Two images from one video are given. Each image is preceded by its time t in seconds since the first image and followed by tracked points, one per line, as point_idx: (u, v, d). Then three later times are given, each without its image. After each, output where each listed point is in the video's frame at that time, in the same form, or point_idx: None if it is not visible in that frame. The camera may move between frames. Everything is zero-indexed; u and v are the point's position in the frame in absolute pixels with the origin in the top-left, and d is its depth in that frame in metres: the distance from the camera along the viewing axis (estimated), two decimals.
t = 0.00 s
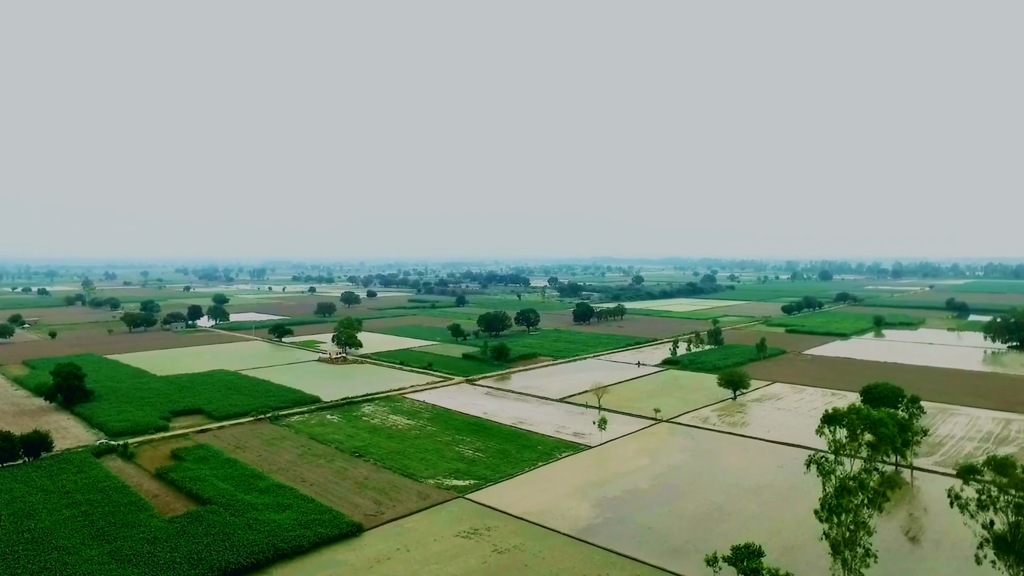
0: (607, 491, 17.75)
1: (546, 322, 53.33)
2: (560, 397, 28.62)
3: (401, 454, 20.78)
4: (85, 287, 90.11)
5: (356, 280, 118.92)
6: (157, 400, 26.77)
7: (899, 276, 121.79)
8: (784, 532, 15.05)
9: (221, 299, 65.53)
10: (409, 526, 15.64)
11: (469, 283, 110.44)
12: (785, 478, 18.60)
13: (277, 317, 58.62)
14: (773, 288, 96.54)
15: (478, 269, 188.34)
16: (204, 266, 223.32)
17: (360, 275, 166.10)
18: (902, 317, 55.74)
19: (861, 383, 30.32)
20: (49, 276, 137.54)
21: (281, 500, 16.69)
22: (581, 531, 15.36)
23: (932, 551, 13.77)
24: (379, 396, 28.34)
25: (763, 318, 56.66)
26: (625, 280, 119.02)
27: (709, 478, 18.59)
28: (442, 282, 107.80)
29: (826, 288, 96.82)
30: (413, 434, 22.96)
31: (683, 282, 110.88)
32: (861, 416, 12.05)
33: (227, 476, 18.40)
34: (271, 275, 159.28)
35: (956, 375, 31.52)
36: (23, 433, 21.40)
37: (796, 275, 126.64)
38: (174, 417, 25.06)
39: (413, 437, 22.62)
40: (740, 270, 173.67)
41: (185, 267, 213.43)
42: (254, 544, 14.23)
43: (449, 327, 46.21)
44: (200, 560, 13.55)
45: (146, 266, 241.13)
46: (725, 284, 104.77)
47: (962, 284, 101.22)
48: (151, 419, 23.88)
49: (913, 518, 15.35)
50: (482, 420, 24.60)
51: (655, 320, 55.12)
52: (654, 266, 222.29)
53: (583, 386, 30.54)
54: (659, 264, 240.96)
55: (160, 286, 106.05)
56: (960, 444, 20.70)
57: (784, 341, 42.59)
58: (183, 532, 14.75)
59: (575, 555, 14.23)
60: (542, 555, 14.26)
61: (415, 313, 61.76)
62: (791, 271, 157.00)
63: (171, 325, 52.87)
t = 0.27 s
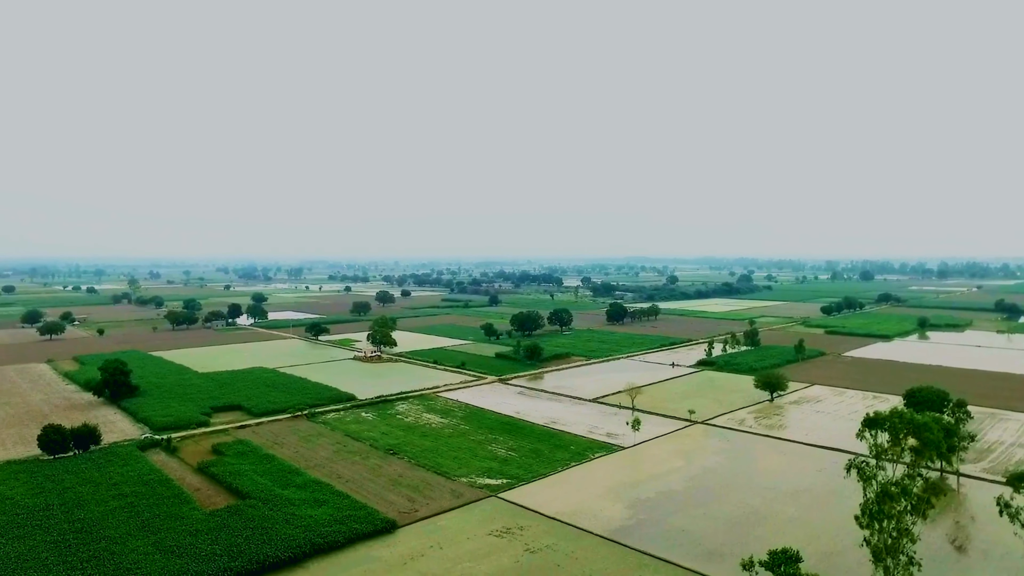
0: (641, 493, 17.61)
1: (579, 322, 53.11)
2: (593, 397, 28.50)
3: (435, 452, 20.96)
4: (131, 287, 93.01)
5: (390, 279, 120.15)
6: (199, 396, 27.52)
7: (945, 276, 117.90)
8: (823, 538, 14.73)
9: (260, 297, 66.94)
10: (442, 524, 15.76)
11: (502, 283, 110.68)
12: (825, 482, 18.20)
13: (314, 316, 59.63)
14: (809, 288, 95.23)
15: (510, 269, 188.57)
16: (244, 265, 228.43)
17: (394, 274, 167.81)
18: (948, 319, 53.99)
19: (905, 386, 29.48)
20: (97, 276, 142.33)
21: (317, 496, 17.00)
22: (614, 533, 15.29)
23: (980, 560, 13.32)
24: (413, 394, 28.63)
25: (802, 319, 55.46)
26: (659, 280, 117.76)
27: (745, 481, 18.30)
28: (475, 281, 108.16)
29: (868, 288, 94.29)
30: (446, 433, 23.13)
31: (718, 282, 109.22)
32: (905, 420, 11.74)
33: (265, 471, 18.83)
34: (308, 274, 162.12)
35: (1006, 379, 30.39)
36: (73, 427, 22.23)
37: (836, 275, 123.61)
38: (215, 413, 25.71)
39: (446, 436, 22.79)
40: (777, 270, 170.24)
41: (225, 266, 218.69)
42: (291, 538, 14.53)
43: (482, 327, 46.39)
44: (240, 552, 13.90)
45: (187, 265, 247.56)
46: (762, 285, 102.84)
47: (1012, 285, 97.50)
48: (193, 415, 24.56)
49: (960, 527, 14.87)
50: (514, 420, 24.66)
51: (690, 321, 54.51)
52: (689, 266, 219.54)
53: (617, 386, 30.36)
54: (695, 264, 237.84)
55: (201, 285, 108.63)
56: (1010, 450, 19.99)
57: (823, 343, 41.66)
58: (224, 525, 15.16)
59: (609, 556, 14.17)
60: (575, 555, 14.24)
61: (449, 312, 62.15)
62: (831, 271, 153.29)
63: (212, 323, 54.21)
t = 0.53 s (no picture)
0: (678, 495, 17.40)
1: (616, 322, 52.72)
2: (630, 397, 28.27)
3: (471, 451, 21.09)
4: (178, 285, 95.89)
5: (428, 279, 121.17)
6: (242, 393, 28.26)
7: (1000, 277, 113.21)
8: (867, 546, 14.33)
9: (301, 296, 68.28)
10: (478, 523, 15.86)
11: (539, 282, 110.60)
12: (871, 488, 17.68)
13: (353, 315, 60.57)
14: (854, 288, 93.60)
15: (547, 268, 188.30)
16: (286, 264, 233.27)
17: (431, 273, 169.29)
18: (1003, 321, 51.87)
19: (956, 390, 28.44)
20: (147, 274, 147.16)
21: (356, 492, 17.27)
22: (650, 535, 15.14)
23: None
24: (450, 393, 28.85)
25: (847, 320, 53.99)
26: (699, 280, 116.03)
27: (786, 486, 17.91)
28: (512, 281, 108.35)
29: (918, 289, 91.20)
30: (482, 431, 23.26)
31: (760, 282, 107.07)
32: (955, 425, 11.32)
33: (306, 467, 19.22)
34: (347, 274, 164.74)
35: None
36: (124, 420, 23.07)
37: (883, 275, 119.91)
38: (257, 409, 26.37)
39: (482, 434, 22.91)
40: (821, 270, 165.99)
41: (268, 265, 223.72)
42: (331, 533, 14.80)
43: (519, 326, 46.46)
44: (281, 545, 14.23)
45: (231, 264, 254.08)
46: (806, 285, 100.44)
47: None
48: (237, 411, 25.23)
49: (1015, 538, 14.28)
50: (550, 420, 24.64)
51: (729, 321, 53.75)
52: (729, 266, 215.85)
53: (654, 387, 30.06)
54: (735, 263, 233.73)
55: (244, 284, 111.45)
56: None
57: (869, 345, 40.46)
58: (266, 519, 15.53)
59: (645, 559, 14.05)
60: (610, 556, 14.16)
61: (485, 311, 62.45)
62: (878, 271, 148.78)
63: (255, 321, 55.55)
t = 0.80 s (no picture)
0: (712, 498, 17.18)
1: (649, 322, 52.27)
2: (663, 398, 28.00)
3: (502, 450, 21.15)
4: (217, 284, 98.18)
5: (461, 278, 121.90)
6: (279, 390, 28.84)
7: None
8: (910, 554, 13.94)
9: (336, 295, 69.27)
10: (509, 522, 15.90)
11: (571, 282, 110.21)
12: (913, 495, 17.19)
13: (386, 314, 61.23)
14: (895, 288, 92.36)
15: (579, 268, 187.65)
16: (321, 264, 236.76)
17: (464, 272, 170.18)
18: None
19: (1003, 395, 27.45)
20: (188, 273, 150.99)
21: (389, 489, 17.46)
22: (684, 538, 14.99)
23: None
24: (482, 392, 28.97)
25: (888, 321, 52.56)
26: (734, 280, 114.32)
27: (824, 490, 17.53)
28: (545, 280, 108.27)
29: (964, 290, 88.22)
30: (514, 431, 23.30)
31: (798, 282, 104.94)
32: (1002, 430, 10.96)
33: (340, 463, 19.52)
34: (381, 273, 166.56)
35: None
36: (166, 416, 23.75)
37: (927, 276, 116.38)
38: (294, 406, 26.87)
39: (514, 434, 22.96)
40: (861, 270, 161.87)
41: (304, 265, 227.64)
42: (365, 530, 15.00)
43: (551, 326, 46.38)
44: (316, 540, 14.48)
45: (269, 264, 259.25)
46: (846, 285, 98.06)
47: None
48: (274, 407, 25.75)
49: None
50: (582, 420, 24.55)
51: (765, 322, 53.08)
52: (766, 266, 212.10)
53: (688, 388, 29.71)
54: (772, 263, 229.56)
55: (282, 283, 113.70)
56: None
57: (911, 347, 39.33)
58: (301, 514, 15.82)
59: (678, 562, 13.91)
60: (643, 558, 14.06)
61: (518, 311, 62.53)
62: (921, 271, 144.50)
63: (292, 319, 56.58)
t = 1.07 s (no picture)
0: (752, 502, 16.88)
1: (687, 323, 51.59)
2: (702, 400, 27.61)
3: (538, 450, 21.16)
4: (260, 283, 100.53)
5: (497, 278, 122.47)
6: (319, 387, 29.40)
7: None
8: (959, 564, 13.47)
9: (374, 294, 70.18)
10: (545, 522, 15.90)
11: (608, 281, 109.46)
12: (964, 503, 16.60)
13: (424, 313, 61.82)
14: (945, 288, 91.01)
15: (616, 267, 186.41)
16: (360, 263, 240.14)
17: (500, 272, 170.68)
18: None
19: None
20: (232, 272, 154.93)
21: (426, 487, 17.66)
22: (722, 541, 14.78)
23: None
24: (518, 391, 29.01)
25: (938, 323, 50.79)
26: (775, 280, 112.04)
27: (869, 497, 17.06)
28: (581, 280, 107.86)
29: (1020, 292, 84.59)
30: (550, 431, 23.29)
31: (842, 283, 102.19)
32: None
33: (378, 460, 19.82)
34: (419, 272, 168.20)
35: None
36: (211, 411, 24.44)
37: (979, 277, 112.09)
38: (333, 403, 27.34)
39: (550, 434, 22.94)
40: (910, 271, 156.75)
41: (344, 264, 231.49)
42: (402, 526, 15.20)
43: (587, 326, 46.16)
44: (355, 536, 14.72)
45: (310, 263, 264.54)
46: (893, 286, 95.04)
47: None
48: (314, 404, 26.26)
49: None
50: (619, 421, 24.37)
51: (807, 322, 52.21)
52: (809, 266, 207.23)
53: (727, 390, 29.24)
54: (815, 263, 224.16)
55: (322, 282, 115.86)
56: None
57: (962, 350, 37.92)
58: (341, 510, 16.12)
59: (716, 566, 13.73)
60: (680, 562, 13.91)
61: (554, 310, 62.44)
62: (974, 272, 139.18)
63: (331, 318, 57.61)
